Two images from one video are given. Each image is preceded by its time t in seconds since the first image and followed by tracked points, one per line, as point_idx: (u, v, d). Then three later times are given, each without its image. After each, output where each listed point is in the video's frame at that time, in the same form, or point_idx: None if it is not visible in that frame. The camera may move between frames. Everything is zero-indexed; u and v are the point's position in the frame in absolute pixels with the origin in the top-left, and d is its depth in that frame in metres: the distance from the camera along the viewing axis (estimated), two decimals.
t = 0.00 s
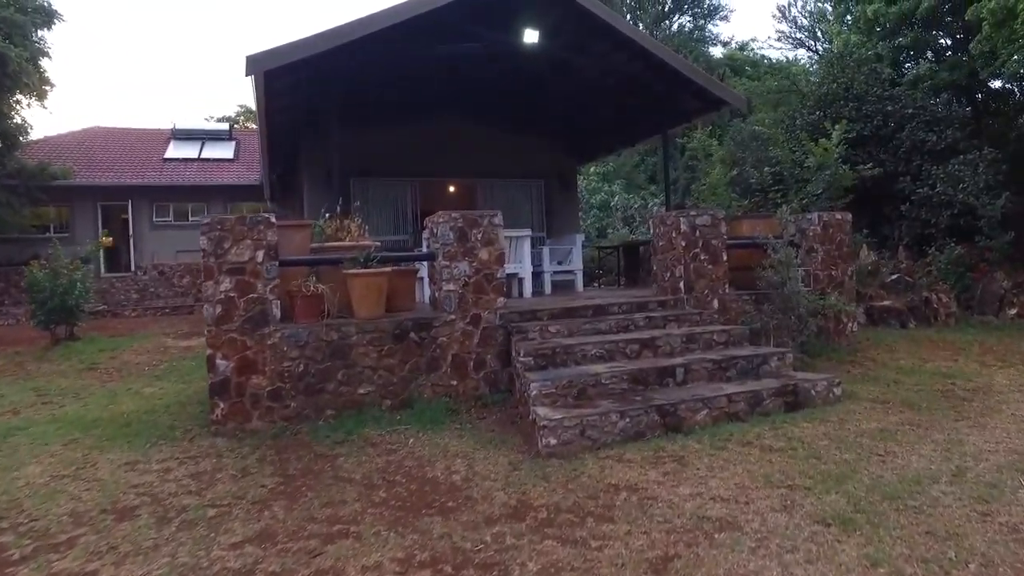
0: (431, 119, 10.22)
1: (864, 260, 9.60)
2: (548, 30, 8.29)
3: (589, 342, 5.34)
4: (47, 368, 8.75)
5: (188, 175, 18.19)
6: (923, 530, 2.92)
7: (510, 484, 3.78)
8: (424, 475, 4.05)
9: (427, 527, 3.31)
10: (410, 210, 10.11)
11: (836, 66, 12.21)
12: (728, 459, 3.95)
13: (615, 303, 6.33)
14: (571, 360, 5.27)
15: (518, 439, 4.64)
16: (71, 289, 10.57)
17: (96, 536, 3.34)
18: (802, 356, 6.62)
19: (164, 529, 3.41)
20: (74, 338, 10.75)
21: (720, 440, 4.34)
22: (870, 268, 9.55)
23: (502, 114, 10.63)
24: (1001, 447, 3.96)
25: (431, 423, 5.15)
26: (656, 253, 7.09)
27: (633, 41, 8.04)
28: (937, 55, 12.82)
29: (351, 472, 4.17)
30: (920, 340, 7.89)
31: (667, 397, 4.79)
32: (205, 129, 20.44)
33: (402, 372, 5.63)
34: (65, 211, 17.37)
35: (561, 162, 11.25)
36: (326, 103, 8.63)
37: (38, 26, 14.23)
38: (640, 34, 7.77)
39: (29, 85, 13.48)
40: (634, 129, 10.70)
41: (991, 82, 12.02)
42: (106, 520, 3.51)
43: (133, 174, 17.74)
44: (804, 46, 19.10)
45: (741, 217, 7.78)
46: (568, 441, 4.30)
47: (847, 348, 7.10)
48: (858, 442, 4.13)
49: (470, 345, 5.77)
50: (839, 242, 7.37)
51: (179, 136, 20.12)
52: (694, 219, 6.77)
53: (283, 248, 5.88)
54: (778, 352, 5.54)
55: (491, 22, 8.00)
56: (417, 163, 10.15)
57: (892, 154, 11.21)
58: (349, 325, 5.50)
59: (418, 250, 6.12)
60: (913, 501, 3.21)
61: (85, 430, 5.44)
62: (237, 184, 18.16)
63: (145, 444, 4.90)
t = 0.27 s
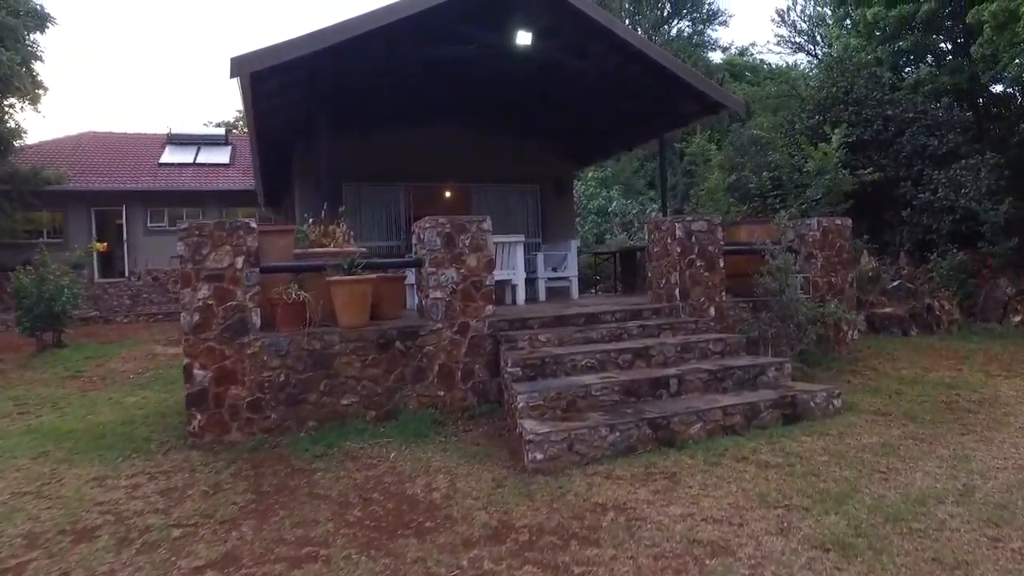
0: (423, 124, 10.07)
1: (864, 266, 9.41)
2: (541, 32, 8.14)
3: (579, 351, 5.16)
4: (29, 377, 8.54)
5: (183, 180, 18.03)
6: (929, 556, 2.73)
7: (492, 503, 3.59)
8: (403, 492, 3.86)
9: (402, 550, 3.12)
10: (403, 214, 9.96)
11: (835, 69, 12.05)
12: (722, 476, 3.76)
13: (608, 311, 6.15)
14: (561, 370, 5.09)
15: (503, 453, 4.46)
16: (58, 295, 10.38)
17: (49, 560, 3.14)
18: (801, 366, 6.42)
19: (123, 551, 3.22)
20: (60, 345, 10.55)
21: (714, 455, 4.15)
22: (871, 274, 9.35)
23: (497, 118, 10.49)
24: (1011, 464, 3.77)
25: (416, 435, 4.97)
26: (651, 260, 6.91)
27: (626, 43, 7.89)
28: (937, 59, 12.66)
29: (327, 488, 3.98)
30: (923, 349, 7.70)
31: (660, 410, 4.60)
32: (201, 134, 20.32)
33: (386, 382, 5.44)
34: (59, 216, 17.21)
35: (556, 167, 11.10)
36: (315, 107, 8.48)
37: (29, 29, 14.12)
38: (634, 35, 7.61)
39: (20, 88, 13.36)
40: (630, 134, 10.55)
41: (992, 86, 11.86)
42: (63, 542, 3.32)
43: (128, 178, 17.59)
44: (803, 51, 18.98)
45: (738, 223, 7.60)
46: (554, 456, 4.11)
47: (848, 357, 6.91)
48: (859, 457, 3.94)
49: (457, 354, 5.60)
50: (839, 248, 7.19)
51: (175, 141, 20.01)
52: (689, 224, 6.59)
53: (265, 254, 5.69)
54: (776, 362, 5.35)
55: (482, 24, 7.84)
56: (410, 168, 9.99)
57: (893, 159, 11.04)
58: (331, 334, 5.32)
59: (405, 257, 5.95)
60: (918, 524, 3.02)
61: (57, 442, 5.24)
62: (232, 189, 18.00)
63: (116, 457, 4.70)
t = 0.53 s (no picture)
0: (419, 125, 9.94)
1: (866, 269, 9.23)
2: (537, 31, 7.99)
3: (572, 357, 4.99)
4: (15, 382, 8.38)
5: (180, 182, 17.90)
6: None
7: (477, 519, 3.42)
8: (385, 506, 3.69)
9: (378, 570, 2.95)
10: (398, 216, 9.82)
11: (837, 70, 11.89)
12: (718, 490, 3.59)
13: (603, 315, 6.00)
14: (553, 378, 4.92)
15: (492, 464, 4.29)
16: (48, 299, 10.24)
17: None
18: (802, 372, 6.24)
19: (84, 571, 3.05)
20: (50, 349, 10.40)
21: (710, 467, 3.98)
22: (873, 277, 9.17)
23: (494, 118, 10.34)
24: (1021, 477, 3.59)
25: (403, 445, 4.80)
26: (648, 264, 6.74)
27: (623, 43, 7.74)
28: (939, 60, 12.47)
29: (306, 501, 3.82)
30: (927, 354, 7.52)
31: (654, 419, 4.44)
32: (198, 136, 20.21)
33: (374, 389, 5.28)
34: (55, 218, 17.08)
35: (554, 169, 10.96)
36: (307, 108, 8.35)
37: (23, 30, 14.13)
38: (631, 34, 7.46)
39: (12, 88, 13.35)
40: (629, 135, 10.41)
41: (996, 87, 11.68)
42: (23, 560, 3.15)
43: (123, 181, 17.47)
44: (804, 52, 18.82)
45: (738, 226, 7.42)
46: (544, 468, 3.94)
47: (850, 363, 6.74)
48: (863, 470, 3.76)
49: (447, 360, 5.44)
50: (840, 251, 7.02)
51: (172, 143, 19.91)
52: (686, 227, 6.42)
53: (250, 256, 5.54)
54: (775, 370, 5.19)
55: (475, 23, 7.70)
56: (405, 170, 9.85)
57: (896, 161, 10.87)
58: (317, 339, 5.16)
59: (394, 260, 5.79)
60: (926, 545, 2.84)
61: (33, 451, 5.08)
62: (229, 191, 17.87)
63: (91, 467, 4.54)
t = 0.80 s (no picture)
0: (415, 125, 9.80)
1: (871, 271, 9.01)
2: (533, 29, 7.83)
3: (564, 363, 4.81)
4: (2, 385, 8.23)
5: (177, 184, 17.75)
6: None
7: (458, 535, 3.24)
8: (364, 520, 3.52)
9: None
10: (393, 217, 9.69)
11: (840, 69, 11.69)
12: (714, 504, 3.40)
13: (599, 319, 5.83)
14: (544, 384, 4.74)
15: (478, 474, 4.11)
16: (38, 301, 10.11)
17: None
18: (804, 378, 6.04)
19: None
20: (40, 352, 10.25)
21: (707, 478, 3.79)
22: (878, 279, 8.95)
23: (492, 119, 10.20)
24: None
25: (388, 453, 4.62)
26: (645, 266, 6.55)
27: (621, 41, 7.59)
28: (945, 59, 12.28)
29: (282, 513, 3.64)
30: (933, 358, 7.31)
31: (648, 428, 4.26)
32: (198, 137, 20.11)
33: (360, 395, 5.10)
34: (53, 220, 16.94)
35: (552, 170, 10.80)
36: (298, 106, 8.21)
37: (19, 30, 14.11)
38: (629, 31, 7.29)
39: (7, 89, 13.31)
40: (629, 136, 10.24)
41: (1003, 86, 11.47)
42: None
43: (121, 182, 17.35)
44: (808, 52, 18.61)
45: (738, 227, 7.21)
46: (532, 480, 3.76)
47: (854, 367, 6.54)
48: (868, 484, 3.57)
49: (436, 365, 5.28)
50: (844, 253, 6.81)
51: (172, 144, 19.82)
52: (685, 227, 6.22)
53: (233, 258, 5.37)
54: (775, 376, 5.00)
55: (469, 20, 7.56)
56: (400, 170, 9.71)
57: (901, 161, 10.65)
58: (301, 343, 4.98)
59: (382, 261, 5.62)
60: (935, 567, 2.65)
61: (7, 458, 4.91)
62: (227, 193, 17.73)
63: (63, 476, 4.37)
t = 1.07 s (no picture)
0: (412, 125, 9.67)
1: (877, 273, 8.79)
2: (529, 26, 7.67)
3: (555, 369, 4.64)
4: None
5: (178, 186, 17.66)
6: None
7: (435, 553, 3.07)
8: (339, 535, 3.36)
9: None
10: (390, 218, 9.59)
11: (845, 68, 11.48)
12: (706, 521, 3.22)
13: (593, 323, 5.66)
14: (534, 392, 4.56)
15: (463, 486, 3.94)
16: (30, 304, 10.02)
17: None
18: (806, 384, 5.85)
19: None
20: (34, 354, 10.15)
21: (702, 492, 3.61)
22: (884, 282, 8.74)
23: (490, 119, 10.09)
24: None
25: (372, 462, 4.46)
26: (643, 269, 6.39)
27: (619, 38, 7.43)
28: (953, 58, 12.02)
29: (254, 526, 3.48)
30: (941, 364, 7.09)
31: (640, 438, 4.08)
32: (199, 139, 20.06)
33: (345, 402, 4.94)
34: (53, 222, 16.85)
35: (551, 170, 10.66)
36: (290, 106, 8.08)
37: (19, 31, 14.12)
38: (627, 28, 7.11)
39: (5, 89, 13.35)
40: (628, 137, 10.08)
41: (1013, 85, 11.21)
42: None
43: (121, 184, 17.27)
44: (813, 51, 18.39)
45: (739, 228, 7.00)
46: (517, 494, 3.58)
47: (859, 373, 6.34)
48: (872, 500, 3.37)
49: (424, 371, 5.11)
50: (848, 255, 6.61)
51: (173, 146, 19.77)
52: (683, 229, 6.03)
53: (217, 261, 5.21)
54: (776, 383, 4.81)
55: (464, 17, 7.41)
56: (396, 170, 9.58)
57: (908, 161, 10.42)
58: (284, 349, 4.82)
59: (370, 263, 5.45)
60: None
61: None
62: (227, 195, 17.61)
63: (35, 485, 4.23)
